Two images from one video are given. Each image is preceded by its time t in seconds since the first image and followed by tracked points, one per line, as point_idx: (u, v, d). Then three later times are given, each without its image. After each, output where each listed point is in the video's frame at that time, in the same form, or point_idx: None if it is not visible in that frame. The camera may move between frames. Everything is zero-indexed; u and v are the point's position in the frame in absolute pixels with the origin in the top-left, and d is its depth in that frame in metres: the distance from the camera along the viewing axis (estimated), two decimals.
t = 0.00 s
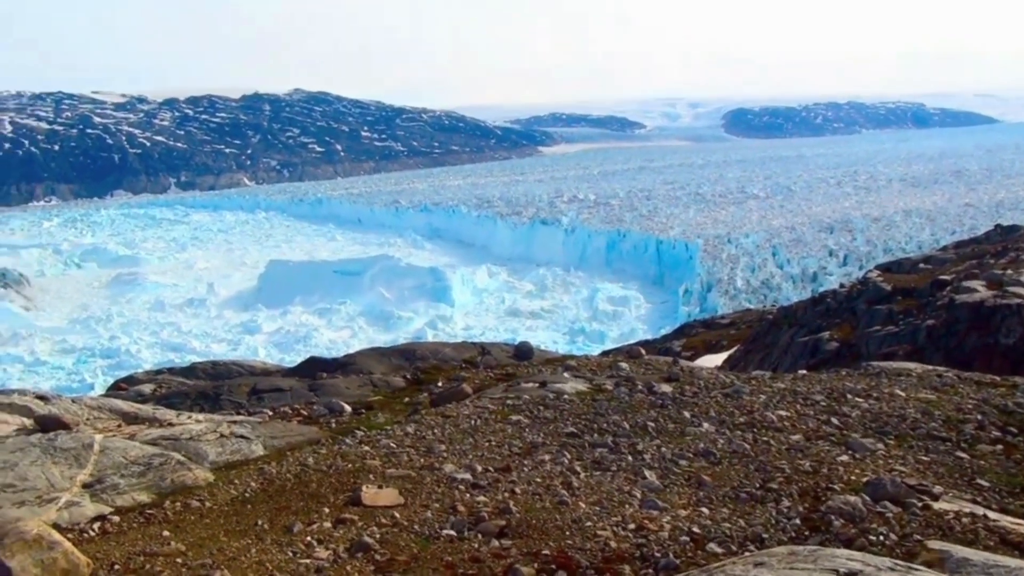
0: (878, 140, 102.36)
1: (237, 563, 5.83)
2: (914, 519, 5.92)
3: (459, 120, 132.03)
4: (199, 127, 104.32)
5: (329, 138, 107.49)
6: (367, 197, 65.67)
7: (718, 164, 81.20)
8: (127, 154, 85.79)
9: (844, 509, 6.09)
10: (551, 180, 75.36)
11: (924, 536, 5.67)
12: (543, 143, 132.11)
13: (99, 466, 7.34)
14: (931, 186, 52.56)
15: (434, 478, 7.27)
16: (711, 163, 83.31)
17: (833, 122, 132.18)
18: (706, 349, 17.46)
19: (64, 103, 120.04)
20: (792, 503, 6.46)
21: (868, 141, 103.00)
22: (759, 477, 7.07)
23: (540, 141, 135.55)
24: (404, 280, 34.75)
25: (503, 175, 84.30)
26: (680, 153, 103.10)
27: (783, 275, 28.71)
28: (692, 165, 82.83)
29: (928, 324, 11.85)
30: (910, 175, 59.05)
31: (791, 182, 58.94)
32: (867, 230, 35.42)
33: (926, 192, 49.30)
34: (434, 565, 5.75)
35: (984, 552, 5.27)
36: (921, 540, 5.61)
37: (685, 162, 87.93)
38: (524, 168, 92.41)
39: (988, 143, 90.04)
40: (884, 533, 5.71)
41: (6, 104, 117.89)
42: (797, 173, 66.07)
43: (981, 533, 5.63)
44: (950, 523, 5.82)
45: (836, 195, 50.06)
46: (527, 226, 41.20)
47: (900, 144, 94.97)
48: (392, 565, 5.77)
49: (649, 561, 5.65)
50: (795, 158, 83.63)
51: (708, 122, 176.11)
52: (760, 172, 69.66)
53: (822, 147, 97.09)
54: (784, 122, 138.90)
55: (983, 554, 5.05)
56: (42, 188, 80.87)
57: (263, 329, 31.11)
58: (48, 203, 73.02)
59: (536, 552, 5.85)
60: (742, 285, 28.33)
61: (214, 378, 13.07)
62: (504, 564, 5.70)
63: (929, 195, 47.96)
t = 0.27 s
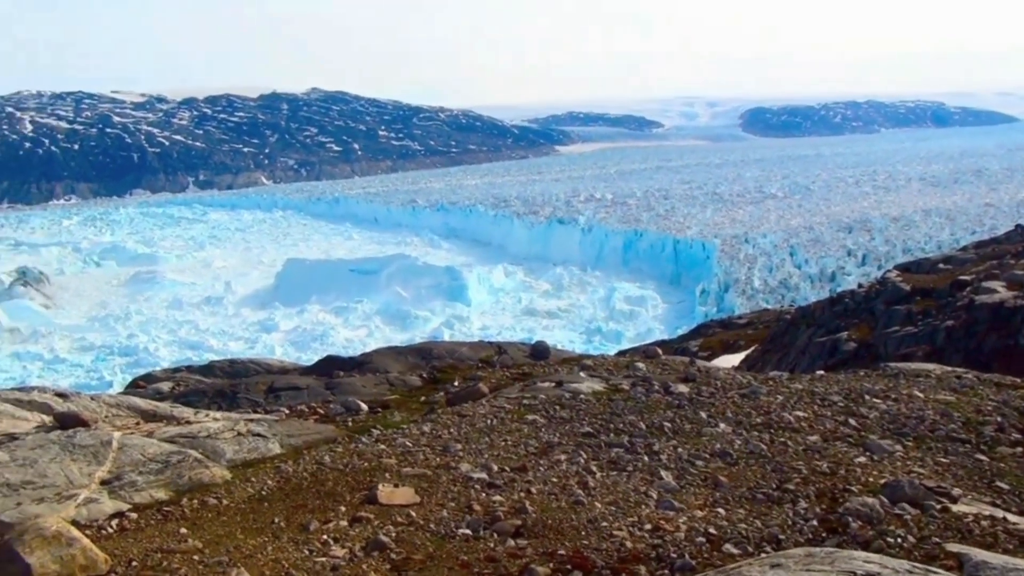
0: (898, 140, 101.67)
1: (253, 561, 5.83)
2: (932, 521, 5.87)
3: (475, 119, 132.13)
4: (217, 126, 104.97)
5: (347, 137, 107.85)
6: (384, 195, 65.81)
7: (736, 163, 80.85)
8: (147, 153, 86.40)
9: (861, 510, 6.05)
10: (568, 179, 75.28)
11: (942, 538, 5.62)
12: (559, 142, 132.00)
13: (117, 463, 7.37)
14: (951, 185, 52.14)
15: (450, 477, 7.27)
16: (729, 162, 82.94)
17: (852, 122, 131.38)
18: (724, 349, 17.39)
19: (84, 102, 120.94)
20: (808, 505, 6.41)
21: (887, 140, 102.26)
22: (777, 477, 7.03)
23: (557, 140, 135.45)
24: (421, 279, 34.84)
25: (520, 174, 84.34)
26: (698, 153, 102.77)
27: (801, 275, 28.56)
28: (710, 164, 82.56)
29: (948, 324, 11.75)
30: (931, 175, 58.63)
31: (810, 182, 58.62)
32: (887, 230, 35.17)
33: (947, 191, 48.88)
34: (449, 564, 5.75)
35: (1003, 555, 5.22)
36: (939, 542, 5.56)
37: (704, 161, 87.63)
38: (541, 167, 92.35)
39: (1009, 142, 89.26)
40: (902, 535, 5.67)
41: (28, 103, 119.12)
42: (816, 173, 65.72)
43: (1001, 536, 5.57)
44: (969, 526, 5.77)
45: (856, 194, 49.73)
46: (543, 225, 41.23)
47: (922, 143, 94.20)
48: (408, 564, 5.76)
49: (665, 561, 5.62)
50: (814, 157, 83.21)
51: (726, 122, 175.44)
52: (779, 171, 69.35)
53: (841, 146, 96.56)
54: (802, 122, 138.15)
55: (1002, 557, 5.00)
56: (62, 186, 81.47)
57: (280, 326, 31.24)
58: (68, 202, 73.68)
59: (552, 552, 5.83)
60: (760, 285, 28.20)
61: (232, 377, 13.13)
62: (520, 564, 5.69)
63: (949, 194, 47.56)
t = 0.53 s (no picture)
0: (912, 140, 101.24)
1: (262, 558, 5.83)
2: (943, 523, 5.83)
3: (486, 117, 132.07)
4: (229, 124, 105.30)
5: (359, 135, 108.03)
6: (396, 194, 65.88)
7: (748, 163, 80.66)
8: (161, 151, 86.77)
9: (871, 512, 6.01)
10: (580, 178, 75.21)
11: (953, 540, 5.58)
12: (570, 141, 131.81)
13: (128, 459, 7.39)
14: (965, 186, 51.90)
15: (460, 476, 7.27)
16: (742, 162, 82.72)
17: (865, 122, 130.87)
18: (734, 350, 17.35)
19: (97, 100, 121.33)
20: (819, 506, 6.38)
21: (901, 140, 101.82)
22: (787, 478, 7.00)
23: (568, 139, 135.35)
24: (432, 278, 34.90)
25: (532, 173, 84.31)
26: (710, 153, 102.56)
27: (813, 275, 28.46)
28: (722, 164, 82.40)
29: (960, 326, 11.70)
30: (945, 176, 58.33)
31: (823, 182, 58.41)
32: (899, 231, 35.03)
33: (960, 192, 48.66)
34: (458, 563, 5.74)
35: (1015, 557, 5.18)
36: (950, 544, 5.52)
37: (716, 160, 87.44)
38: (553, 166, 92.30)
39: None
40: (912, 537, 5.64)
41: (43, 100, 119.78)
42: (829, 173, 65.50)
43: (1012, 538, 5.54)
44: (980, 528, 5.73)
45: (868, 195, 49.53)
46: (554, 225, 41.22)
47: (936, 144, 93.76)
48: (417, 562, 5.76)
49: (674, 562, 5.60)
50: (827, 157, 82.96)
51: (738, 122, 174.93)
52: (792, 171, 69.14)
53: (854, 147, 96.17)
54: (815, 122, 137.67)
55: (1014, 560, 4.96)
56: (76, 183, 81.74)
57: (291, 324, 31.32)
58: (82, 200, 74.07)
59: (561, 552, 5.82)
60: (772, 286, 28.11)
61: (243, 374, 13.16)
62: (528, 563, 5.67)
63: (963, 195, 47.33)
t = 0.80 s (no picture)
0: (924, 142, 100.93)
1: (272, 558, 5.82)
2: (954, 526, 5.79)
3: (496, 119, 132.23)
4: (240, 125, 105.70)
5: (369, 136, 108.20)
6: (406, 195, 65.94)
7: (759, 165, 80.50)
8: (171, 151, 87.03)
9: (882, 515, 5.97)
10: (590, 180, 75.21)
11: (964, 543, 5.55)
12: (580, 142, 131.85)
13: (139, 458, 7.38)
14: (977, 189, 51.71)
15: (469, 477, 7.27)
16: (753, 164, 82.57)
17: (877, 123, 130.54)
18: (744, 352, 17.33)
19: (109, 100, 121.95)
20: (829, 508, 6.35)
21: (912, 142, 101.50)
22: (797, 480, 6.97)
23: (578, 140, 135.30)
24: (443, 279, 35.01)
25: (543, 174, 84.36)
26: (720, 154, 102.40)
27: (823, 277, 28.39)
28: (733, 166, 82.28)
29: (972, 328, 11.64)
30: (957, 177, 58.08)
31: (835, 184, 58.27)
32: (911, 233, 34.90)
33: (972, 194, 48.45)
34: (467, 564, 5.72)
35: None
36: (962, 547, 5.48)
37: (727, 162, 87.38)
38: (563, 167, 92.30)
39: None
40: (923, 539, 5.60)
41: (55, 100, 120.37)
42: (840, 175, 65.34)
43: None
44: (992, 531, 5.68)
45: (880, 196, 49.39)
46: (564, 226, 41.29)
47: (948, 146, 93.44)
48: (426, 562, 5.75)
49: (683, 564, 5.57)
50: (839, 159, 82.77)
51: (748, 123, 174.57)
52: (804, 173, 68.98)
53: (865, 148, 95.84)
54: (826, 123, 137.32)
55: None
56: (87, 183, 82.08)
57: (301, 324, 31.40)
58: (94, 200, 74.39)
59: (570, 553, 5.80)
60: (782, 287, 28.06)
61: (253, 375, 13.19)
62: (538, 564, 5.66)
63: (975, 197, 47.16)
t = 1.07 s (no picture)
0: (936, 142, 100.46)
1: (282, 557, 5.83)
2: (965, 529, 5.75)
3: (506, 119, 132.24)
4: (251, 125, 106.02)
5: (379, 136, 108.35)
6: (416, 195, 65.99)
7: (770, 165, 80.24)
8: (182, 152, 87.32)
9: (893, 516, 5.93)
10: (601, 180, 75.14)
11: (976, 546, 5.52)
12: (590, 142, 131.76)
13: (150, 458, 7.40)
14: (990, 189, 51.42)
15: (478, 477, 7.27)
16: (763, 164, 82.34)
17: (889, 123, 129.95)
18: (755, 353, 17.28)
19: (121, 101, 122.57)
20: (840, 510, 6.32)
21: (924, 143, 101.08)
22: (807, 482, 6.95)
23: (588, 141, 135.24)
24: (453, 279, 35.07)
25: (554, 174, 84.33)
26: (731, 154, 102.16)
27: (834, 278, 28.30)
28: (744, 166, 82.07)
29: (985, 330, 11.58)
30: (970, 178, 57.76)
31: (846, 184, 58.06)
32: (922, 234, 34.75)
33: (985, 195, 48.20)
34: (476, 564, 5.72)
35: None
36: (973, 550, 5.45)
37: (739, 162, 87.17)
38: (572, 168, 92.23)
39: None
40: (934, 541, 5.57)
41: (67, 101, 120.98)
42: (852, 175, 65.11)
43: None
44: (1003, 534, 5.65)
45: (891, 197, 49.20)
46: (574, 226, 41.29)
47: (961, 146, 93.01)
48: (435, 562, 5.74)
49: (693, 565, 5.56)
50: (850, 159, 82.46)
51: (759, 123, 174.21)
52: (815, 173, 68.77)
53: (878, 149, 95.41)
54: (838, 124, 136.87)
55: None
56: (99, 184, 82.42)
57: (310, 324, 31.48)
58: (105, 200, 74.72)
59: (579, 553, 5.79)
60: (792, 288, 27.99)
61: (263, 375, 13.23)
62: (547, 565, 5.65)
63: (987, 198, 46.91)
